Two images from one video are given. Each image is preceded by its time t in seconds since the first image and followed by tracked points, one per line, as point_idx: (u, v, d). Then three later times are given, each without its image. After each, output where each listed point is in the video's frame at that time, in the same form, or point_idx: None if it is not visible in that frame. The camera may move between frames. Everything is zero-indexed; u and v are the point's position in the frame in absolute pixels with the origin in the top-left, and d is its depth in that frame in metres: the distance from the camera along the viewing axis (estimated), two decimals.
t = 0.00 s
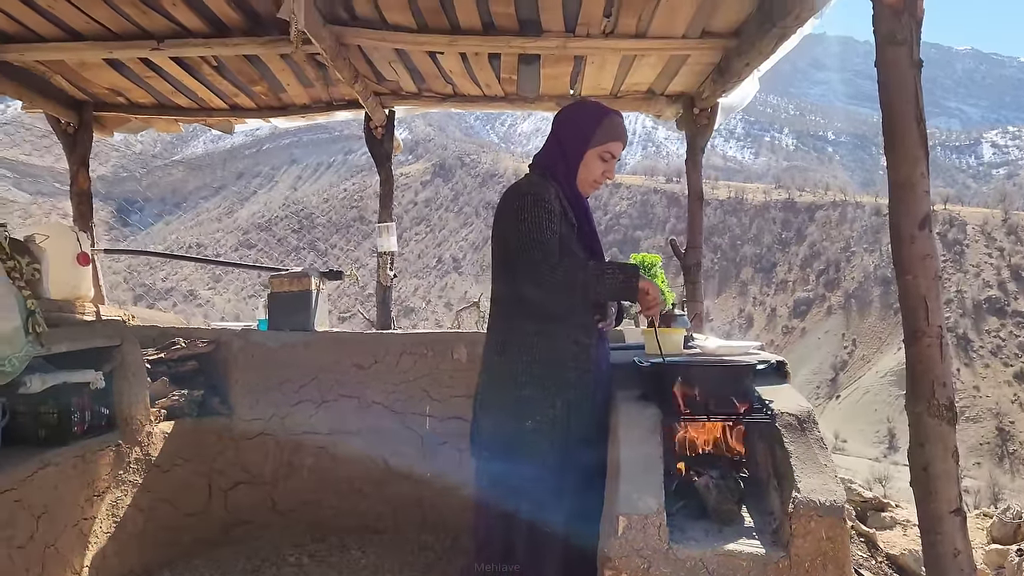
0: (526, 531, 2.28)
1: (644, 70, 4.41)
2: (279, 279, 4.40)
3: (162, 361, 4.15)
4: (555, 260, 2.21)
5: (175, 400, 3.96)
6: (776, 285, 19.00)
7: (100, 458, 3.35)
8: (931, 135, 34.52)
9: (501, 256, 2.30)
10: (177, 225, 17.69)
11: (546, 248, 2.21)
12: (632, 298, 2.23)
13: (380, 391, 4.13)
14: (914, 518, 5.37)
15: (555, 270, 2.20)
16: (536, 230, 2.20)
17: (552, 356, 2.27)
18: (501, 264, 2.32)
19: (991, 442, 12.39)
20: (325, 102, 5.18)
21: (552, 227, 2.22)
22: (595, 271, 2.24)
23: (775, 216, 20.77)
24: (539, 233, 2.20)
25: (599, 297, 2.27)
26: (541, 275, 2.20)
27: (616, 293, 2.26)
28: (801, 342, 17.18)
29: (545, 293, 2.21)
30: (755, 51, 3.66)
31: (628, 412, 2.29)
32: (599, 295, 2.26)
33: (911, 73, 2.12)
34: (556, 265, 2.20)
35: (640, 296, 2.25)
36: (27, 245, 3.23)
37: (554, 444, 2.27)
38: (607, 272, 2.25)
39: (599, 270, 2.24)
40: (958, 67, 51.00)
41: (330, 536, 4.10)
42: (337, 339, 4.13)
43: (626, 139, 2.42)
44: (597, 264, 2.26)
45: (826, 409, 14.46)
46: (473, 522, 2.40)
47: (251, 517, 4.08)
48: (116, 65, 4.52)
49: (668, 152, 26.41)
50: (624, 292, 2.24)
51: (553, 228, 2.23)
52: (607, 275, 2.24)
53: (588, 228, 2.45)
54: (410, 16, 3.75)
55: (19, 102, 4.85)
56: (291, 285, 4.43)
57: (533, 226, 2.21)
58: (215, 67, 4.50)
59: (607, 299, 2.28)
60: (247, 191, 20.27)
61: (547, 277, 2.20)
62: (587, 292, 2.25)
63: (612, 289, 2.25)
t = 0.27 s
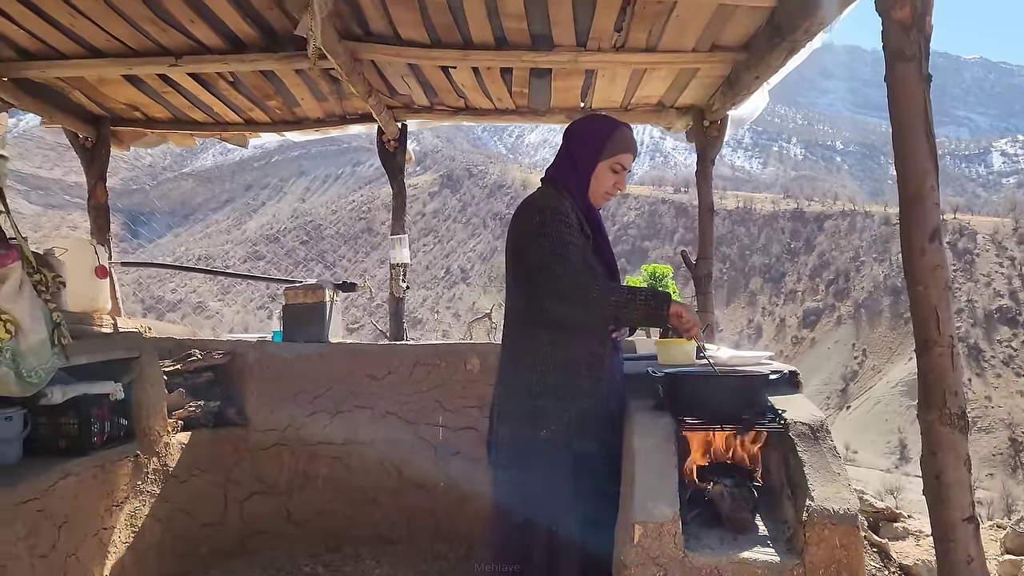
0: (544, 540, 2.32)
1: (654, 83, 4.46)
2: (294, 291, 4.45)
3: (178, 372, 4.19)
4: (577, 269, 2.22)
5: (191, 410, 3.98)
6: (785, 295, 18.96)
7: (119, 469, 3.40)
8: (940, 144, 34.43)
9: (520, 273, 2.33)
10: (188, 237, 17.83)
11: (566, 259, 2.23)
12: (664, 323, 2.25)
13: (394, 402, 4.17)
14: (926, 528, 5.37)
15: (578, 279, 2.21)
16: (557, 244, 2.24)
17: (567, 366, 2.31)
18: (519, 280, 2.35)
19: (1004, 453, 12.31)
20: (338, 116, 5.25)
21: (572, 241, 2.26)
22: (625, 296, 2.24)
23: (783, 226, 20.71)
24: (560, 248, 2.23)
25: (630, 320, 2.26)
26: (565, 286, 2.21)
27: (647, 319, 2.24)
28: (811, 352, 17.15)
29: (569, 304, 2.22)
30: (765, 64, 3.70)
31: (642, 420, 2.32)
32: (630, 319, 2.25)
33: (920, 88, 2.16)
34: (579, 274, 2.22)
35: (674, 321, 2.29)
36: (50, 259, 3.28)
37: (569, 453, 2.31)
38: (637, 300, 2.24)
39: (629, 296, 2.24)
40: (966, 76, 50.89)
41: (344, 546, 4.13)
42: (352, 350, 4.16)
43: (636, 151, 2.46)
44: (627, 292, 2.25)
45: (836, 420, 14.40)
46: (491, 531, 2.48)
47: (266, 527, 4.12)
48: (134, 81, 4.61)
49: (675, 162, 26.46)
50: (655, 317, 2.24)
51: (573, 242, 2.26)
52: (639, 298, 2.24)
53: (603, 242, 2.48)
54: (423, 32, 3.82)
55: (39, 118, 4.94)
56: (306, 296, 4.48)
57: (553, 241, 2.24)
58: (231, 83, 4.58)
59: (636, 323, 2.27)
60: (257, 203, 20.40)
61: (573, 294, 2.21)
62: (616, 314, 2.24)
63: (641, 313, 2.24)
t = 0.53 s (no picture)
0: (565, 549, 2.36)
1: (668, 97, 4.50)
2: (312, 305, 4.51)
3: (197, 385, 4.22)
4: (602, 282, 2.27)
5: (211, 424, 4.03)
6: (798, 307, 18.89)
7: (141, 481, 3.45)
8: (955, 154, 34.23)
9: (542, 284, 2.35)
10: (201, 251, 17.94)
11: (591, 272, 2.28)
12: (692, 332, 2.33)
13: (410, 415, 4.20)
14: (944, 541, 5.34)
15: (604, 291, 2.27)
16: (585, 256, 2.28)
17: (587, 379, 2.34)
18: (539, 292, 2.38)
19: None
20: (355, 132, 5.32)
21: (599, 254, 2.31)
22: (653, 304, 2.29)
23: (796, 237, 20.56)
24: (589, 260, 2.28)
25: (660, 330, 2.31)
26: (591, 298, 2.26)
27: (676, 329, 2.31)
28: (826, 363, 17.06)
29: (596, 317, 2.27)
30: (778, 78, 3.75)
31: (661, 431, 2.34)
32: (659, 330, 2.30)
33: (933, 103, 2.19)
34: (605, 287, 2.27)
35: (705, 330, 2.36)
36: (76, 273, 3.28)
37: (590, 465, 2.34)
38: (666, 307, 2.30)
39: (659, 305, 2.29)
40: (980, 85, 50.65)
41: (361, 559, 4.18)
42: (368, 363, 4.21)
43: (650, 166, 2.50)
44: (656, 299, 2.31)
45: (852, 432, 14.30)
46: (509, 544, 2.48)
47: (284, 540, 4.16)
48: (156, 99, 4.70)
49: (687, 173, 26.45)
50: (684, 326, 2.32)
51: (600, 255, 2.31)
52: (670, 307, 2.28)
53: (619, 255, 2.53)
54: (439, 48, 3.87)
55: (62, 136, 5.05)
56: (324, 310, 4.53)
57: (579, 254, 2.28)
58: (249, 100, 4.66)
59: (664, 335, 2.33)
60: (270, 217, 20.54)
61: (603, 304, 2.26)
62: (646, 326, 2.29)
63: (670, 324, 2.31)
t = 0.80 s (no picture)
0: (589, 560, 2.37)
1: (688, 111, 4.52)
2: (335, 318, 4.56)
3: (223, 400, 4.25)
4: (624, 288, 2.25)
5: (236, 437, 4.08)
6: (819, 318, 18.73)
7: (168, 493, 3.50)
8: (978, 164, 33.85)
9: (567, 293, 2.38)
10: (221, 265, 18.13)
11: (614, 278, 2.27)
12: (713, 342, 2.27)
13: (433, 428, 4.23)
14: (971, 556, 5.27)
15: (625, 296, 2.24)
16: (607, 261, 2.29)
17: (611, 391, 2.35)
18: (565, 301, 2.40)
19: None
20: (377, 147, 5.39)
21: (622, 260, 2.31)
22: (677, 310, 2.24)
23: (816, 248, 20.22)
24: (612, 265, 2.29)
25: (682, 339, 2.26)
26: (614, 304, 2.24)
27: (697, 338, 2.26)
28: (848, 376, 16.90)
29: (619, 321, 2.24)
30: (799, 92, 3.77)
31: (685, 444, 2.34)
32: (683, 337, 2.25)
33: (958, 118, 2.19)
34: (626, 291, 2.25)
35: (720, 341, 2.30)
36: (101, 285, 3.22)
37: (614, 477, 2.35)
38: (688, 315, 2.25)
39: (682, 311, 2.24)
40: (1003, 94, 50.11)
41: (385, 571, 4.21)
42: (391, 377, 4.24)
43: (676, 182, 2.52)
44: (679, 306, 2.26)
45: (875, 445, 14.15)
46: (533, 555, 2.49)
47: (308, 552, 4.20)
48: (183, 116, 4.79)
49: (705, 185, 26.35)
50: (706, 336, 2.26)
51: (623, 262, 2.32)
52: (690, 314, 2.25)
53: (644, 270, 2.55)
54: (462, 65, 3.92)
55: (92, 153, 5.15)
56: (347, 324, 4.59)
57: (602, 259, 2.30)
58: (274, 116, 4.74)
59: (684, 345, 2.28)
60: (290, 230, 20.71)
61: (625, 307, 2.23)
62: (668, 333, 2.24)
63: (693, 332, 2.25)
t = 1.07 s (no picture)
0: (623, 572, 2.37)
1: (716, 122, 4.51)
2: (365, 329, 4.62)
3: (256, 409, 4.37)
4: (652, 300, 2.27)
5: (269, 446, 4.17)
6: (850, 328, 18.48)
7: (203, 502, 3.55)
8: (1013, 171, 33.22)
9: (597, 305, 2.40)
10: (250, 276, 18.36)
11: (643, 292, 2.29)
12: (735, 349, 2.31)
13: (463, 438, 4.25)
14: (1011, 572, 5.15)
15: (653, 309, 2.26)
16: (634, 273, 2.31)
17: (643, 403, 2.35)
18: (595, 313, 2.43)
19: None
20: (406, 160, 5.44)
21: (650, 272, 2.33)
22: (700, 320, 2.28)
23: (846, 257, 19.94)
24: (639, 277, 2.30)
25: (706, 347, 2.29)
26: (641, 319, 2.27)
27: (721, 346, 2.29)
28: (879, 387, 16.64)
29: (645, 335, 2.26)
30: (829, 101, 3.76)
31: (718, 456, 2.34)
32: (706, 346, 2.28)
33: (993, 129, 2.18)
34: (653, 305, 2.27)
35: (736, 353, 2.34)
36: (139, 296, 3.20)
37: (649, 490, 2.34)
38: (711, 326, 2.28)
39: (705, 321, 2.28)
40: None
41: None
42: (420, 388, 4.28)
43: (706, 193, 2.53)
44: (703, 316, 2.30)
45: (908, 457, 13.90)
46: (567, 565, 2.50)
47: (337, 561, 4.20)
48: (217, 131, 4.89)
49: (732, 193, 26.14)
50: (729, 343, 2.30)
51: (651, 274, 2.33)
52: (712, 324, 2.28)
53: (675, 282, 2.55)
54: (491, 78, 3.96)
55: (129, 168, 5.28)
56: (377, 335, 4.64)
57: (630, 272, 2.31)
58: (306, 130, 4.81)
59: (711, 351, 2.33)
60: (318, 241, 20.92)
61: (650, 319, 2.26)
62: (693, 344, 2.27)
63: (716, 341, 2.28)
